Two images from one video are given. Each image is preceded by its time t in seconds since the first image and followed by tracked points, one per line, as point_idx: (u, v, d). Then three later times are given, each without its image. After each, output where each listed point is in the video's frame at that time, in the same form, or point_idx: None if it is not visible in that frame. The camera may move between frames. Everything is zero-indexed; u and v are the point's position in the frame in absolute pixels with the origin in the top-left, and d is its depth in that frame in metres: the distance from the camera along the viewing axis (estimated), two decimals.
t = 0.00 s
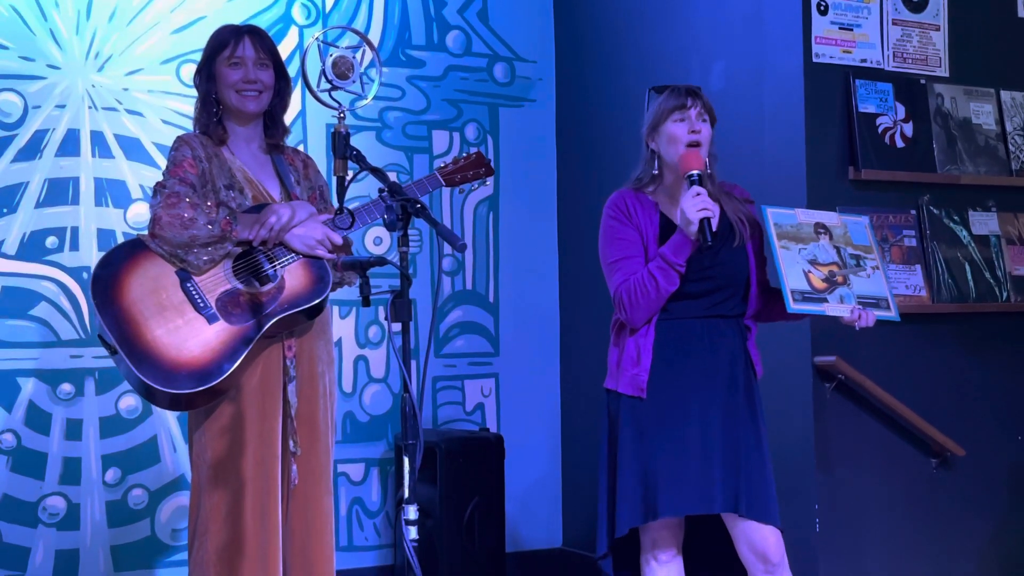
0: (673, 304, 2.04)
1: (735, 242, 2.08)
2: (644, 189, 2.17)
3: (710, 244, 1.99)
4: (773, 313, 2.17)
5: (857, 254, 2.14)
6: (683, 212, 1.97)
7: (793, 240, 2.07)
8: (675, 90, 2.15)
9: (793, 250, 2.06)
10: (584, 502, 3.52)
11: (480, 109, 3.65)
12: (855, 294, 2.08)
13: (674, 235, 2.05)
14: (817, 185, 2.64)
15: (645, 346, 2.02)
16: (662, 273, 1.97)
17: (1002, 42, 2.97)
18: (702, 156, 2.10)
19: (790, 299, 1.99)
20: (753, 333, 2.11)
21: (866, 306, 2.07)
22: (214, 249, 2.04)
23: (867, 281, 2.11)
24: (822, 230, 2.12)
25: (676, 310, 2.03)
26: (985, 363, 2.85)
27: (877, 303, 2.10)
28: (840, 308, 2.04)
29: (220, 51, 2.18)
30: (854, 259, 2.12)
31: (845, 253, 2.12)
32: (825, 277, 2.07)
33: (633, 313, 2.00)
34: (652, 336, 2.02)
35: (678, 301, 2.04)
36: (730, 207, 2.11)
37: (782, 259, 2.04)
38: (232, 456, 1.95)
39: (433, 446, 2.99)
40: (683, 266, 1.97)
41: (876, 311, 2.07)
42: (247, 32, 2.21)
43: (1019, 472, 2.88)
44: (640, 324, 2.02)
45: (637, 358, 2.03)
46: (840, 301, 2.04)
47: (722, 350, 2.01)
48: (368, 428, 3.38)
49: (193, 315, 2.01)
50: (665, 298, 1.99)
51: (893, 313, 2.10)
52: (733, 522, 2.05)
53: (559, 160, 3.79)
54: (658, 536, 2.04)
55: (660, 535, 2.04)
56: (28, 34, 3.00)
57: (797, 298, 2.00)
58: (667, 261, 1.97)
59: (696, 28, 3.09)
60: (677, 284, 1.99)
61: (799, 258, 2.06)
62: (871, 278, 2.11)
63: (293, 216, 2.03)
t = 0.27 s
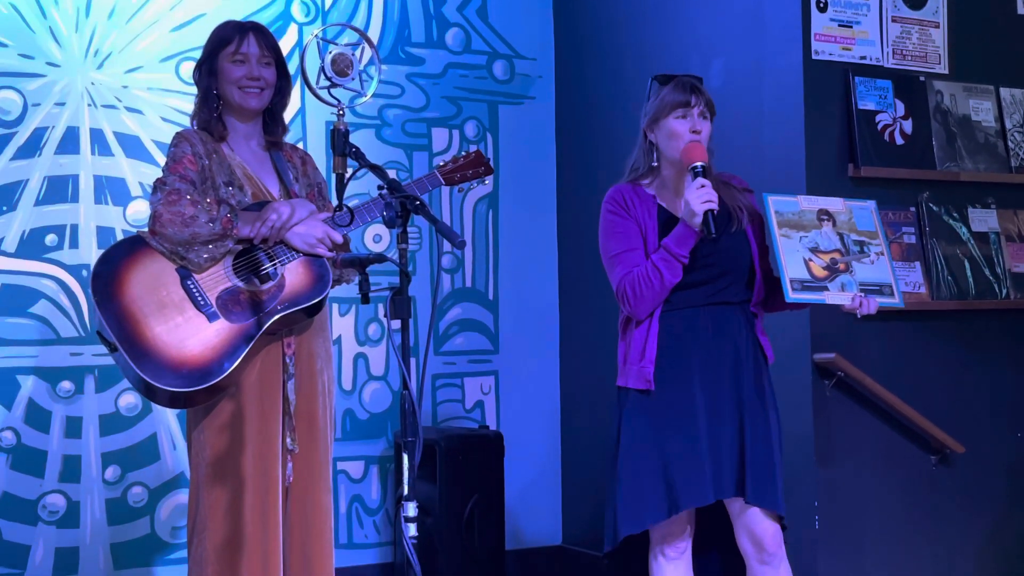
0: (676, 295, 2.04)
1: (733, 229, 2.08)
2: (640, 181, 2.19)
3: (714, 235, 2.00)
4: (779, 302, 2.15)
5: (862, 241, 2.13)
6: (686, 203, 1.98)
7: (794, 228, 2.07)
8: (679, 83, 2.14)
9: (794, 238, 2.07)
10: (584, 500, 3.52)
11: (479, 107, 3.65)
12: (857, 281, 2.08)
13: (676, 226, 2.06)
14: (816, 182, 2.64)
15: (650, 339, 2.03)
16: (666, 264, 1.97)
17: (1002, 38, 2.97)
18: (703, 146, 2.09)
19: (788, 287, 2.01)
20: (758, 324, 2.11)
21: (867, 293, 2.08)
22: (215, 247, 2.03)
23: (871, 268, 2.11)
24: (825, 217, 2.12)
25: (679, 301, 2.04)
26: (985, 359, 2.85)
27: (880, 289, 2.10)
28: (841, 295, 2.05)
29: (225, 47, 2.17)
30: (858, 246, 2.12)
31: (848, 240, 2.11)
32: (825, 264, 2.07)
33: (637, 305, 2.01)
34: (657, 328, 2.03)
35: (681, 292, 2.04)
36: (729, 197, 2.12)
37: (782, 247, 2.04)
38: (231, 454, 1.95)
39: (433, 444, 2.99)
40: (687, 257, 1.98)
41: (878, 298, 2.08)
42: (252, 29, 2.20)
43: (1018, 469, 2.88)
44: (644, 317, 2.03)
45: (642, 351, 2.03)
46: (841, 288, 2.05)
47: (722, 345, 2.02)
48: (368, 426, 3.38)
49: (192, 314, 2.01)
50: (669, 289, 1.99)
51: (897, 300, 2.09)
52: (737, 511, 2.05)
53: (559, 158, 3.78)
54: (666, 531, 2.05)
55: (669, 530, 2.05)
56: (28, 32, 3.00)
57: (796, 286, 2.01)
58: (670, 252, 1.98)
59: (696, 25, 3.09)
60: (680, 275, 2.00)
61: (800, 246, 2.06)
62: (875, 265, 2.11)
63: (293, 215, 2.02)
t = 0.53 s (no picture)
0: (679, 295, 2.05)
1: (733, 228, 2.08)
2: (642, 182, 2.19)
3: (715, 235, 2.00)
4: (780, 299, 2.15)
5: (861, 235, 2.13)
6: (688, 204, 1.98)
7: (791, 225, 2.08)
8: (677, 83, 2.14)
9: (792, 235, 2.07)
10: (584, 498, 3.52)
11: (480, 105, 3.65)
12: (858, 275, 2.08)
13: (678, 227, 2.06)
14: (816, 180, 2.64)
15: (654, 339, 2.03)
16: (669, 265, 1.98)
17: (1002, 36, 2.97)
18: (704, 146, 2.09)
19: (788, 283, 2.00)
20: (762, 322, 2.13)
21: (868, 286, 2.07)
22: (224, 245, 2.03)
23: (870, 261, 2.10)
24: (822, 213, 2.12)
25: (683, 301, 2.04)
26: (985, 357, 2.86)
27: (880, 281, 2.09)
28: (841, 290, 2.04)
29: (230, 43, 2.17)
30: (857, 240, 2.12)
31: (847, 235, 2.11)
32: (825, 259, 2.07)
33: (640, 305, 2.01)
34: (659, 328, 2.04)
35: (685, 292, 2.05)
36: (729, 195, 2.12)
37: (780, 244, 2.04)
38: (234, 451, 1.94)
39: (433, 442, 2.99)
40: (689, 258, 1.98)
41: (879, 290, 2.06)
42: (258, 28, 2.21)
43: (1019, 467, 2.88)
44: (646, 317, 2.04)
45: (645, 351, 2.04)
46: (841, 282, 2.05)
47: (723, 342, 2.01)
48: (368, 424, 3.38)
49: (202, 312, 1.99)
50: (672, 290, 2.00)
51: (898, 292, 2.08)
52: (741, 511, 2.04)
53: (559, 156, 3.79)
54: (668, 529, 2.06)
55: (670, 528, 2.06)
56: (28, 30, 3.01)
57: (796, 282, 2.00)
58: (672, 253, 1.98)
59: (695, 23, 3.08)
60: (682, 276, 2.01)
61: (798, 242, 2.06)
62: (874, 258, 2.10)
63: (300, 214, 2.08)
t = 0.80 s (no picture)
0: (677, 291, 2.05)
1: (733, 228, 2.08)
2: (645, 180, 2.19)
3: (715, 235, 2.00)
4: (780, 303, 2.17)
5: (857, 240, 2.14)
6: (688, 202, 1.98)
7: (789, 229, 2.08)
8: (680, 82, 2.14)
9: (790, 239, 2.07)
10: (585, 496, 3.53)
11: (481, 104, 3.65)
12: (855, 280, 2.08)
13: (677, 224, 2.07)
14: (817, 178, 2.64)
15: (650, 336, 2.03)
16: (666, 262, 1.98)
17: (1003, 33, 2.96)
18: (706, 146, 2.08)
19: (787, 288, 2.00)
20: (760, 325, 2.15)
21: (866, 291, 2.07)
22: (242, 243, 2.01)
23: (867, 266, 2.11)
24: (819, 218, 2.12)
25: (680, 298, 2.04)
26: (986, 354, 2.86)
27: (877, 287, 2.09)
28: (839, 295, 2.04)
29: (230, 39, 2.16)
30: (854, 245, 2.12)
31: (844, 239, 2.12)
32: (822, 264, 2.07)
33: (636, 302, 2.02)
34: (656, 325, 2.04)
35: (682, 290, 2.06)
36: (731, 195, 2.11)
37: (779, 249, 2.04)
38: (240, 447, 1.94)
39: (435, 440, 2.99)
40: (687, 256, 1.99)
41: (877, 296, 2.07)
42: (257, 24, 2.21)
43: (1020, 465, 2.89)
44: (643, 313, 2.04)
45: (642, 347, 2.04)
46: (838, 288, 2.05)
47: (725, 339, 2.02)
48: (370, 422, 3.39)
49: (221, 310, 1.96)
50: (668, 287, 2.00)
51: (895, 297, 2.09)
52: (740, 511, 2.03)
53: (560, 154, 3.79)
54: (669, 526, 2.06)
55: (671, 525, 2.06)
56: (29, 29, 3.01)
57: (794, 286, 2.00)
58: (670, 250, 1.98)
59: (696, 21, 3.08)
60: (680, 273, 2.01)
61: (796, 247, 2.06)
62: (871, 263, 2.11)
63: (312, 213, 2.07)
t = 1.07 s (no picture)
0: (678, 291, 2.05)
1: (736, 227, 2.07)
2: (647, 180, 2.20)
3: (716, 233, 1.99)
4: (780, 304, 2.17)
5: (860, 241, 2.13)
6: (689, 201, 1.98)
7: (792, 229, 2.07)
8: (679, 82, 2.14)
9: (792, 239, 2.06)
10: (588, 496, 3.53)
11: (483, 103, 3.65)
12: (857, 281, 2.08)
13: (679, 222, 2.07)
14: (820, 177, 2.64)
15: (651, 335, 2.03)
16: (667, 261, 1.98)
17: (1005, 32, 2.96)
18: (708, 144, 2.07)
19: (788, 288, 2.00)
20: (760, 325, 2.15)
21: (867, 294, 2.07)
22: (257, 246, 2.01)
23: (870, 268, 2.10)
24: (822, 218, 2.13)
25: (680, 298, 2.04)
26: (989, 353, 2.86)
27: (878, 289, 2.09)
28: (841, 295, 2.04)
29: (225, 36, 2.14)
30: (857, 246, 2.12)
31: (847, 240, 2.12)
32: (825, 265, 2.07)
33: (637, 300, 2.02)
34: (656, 324, 2.04)
35: (682, 289, 2.05)
36: (732, 194, 2.12)
37: (782, 248, 2.03)
38: (246, 448, 1.93)
39: (438, 440, 2.99)
40: (688, 255, 1.99)
41: (878, 298, 2.07)
42: (255, 20, 2.20)
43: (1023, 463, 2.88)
44: (644, 312, 2.04)
45: (642, 346, 2.04)
46: (840, 289, 2.04)
47: (729, 338, 2.02)
48: (373, 422, 3.39)
49: (238, 312, 1.97)
50: (669, 286, 2.00)
51: (896, 300, 2.09)
52: (740, 512, 2.04)
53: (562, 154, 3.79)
54: (670, 527, 2.06)
55: (672, 526, 2.06)
56: (32, 30, 3.01)
57: (796, 286, 2.01)
58: (671, 249, 1.98)
59: (699, 20, 3.08)
60: (681, 272, 2.01)
61: (798, 247, 2.05)
62: (874, 265, 2.11)
63: (320, 218, 2.10)
